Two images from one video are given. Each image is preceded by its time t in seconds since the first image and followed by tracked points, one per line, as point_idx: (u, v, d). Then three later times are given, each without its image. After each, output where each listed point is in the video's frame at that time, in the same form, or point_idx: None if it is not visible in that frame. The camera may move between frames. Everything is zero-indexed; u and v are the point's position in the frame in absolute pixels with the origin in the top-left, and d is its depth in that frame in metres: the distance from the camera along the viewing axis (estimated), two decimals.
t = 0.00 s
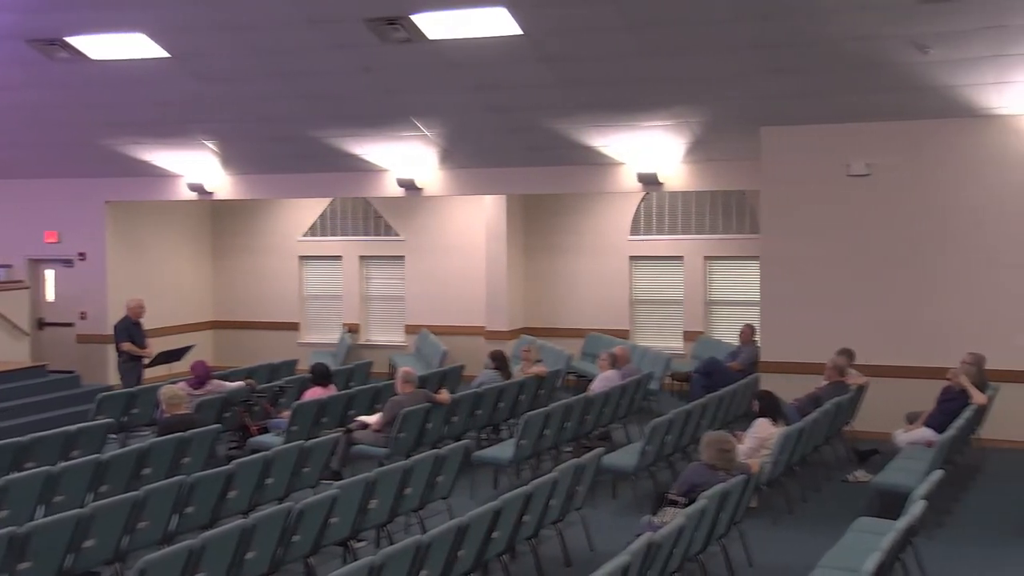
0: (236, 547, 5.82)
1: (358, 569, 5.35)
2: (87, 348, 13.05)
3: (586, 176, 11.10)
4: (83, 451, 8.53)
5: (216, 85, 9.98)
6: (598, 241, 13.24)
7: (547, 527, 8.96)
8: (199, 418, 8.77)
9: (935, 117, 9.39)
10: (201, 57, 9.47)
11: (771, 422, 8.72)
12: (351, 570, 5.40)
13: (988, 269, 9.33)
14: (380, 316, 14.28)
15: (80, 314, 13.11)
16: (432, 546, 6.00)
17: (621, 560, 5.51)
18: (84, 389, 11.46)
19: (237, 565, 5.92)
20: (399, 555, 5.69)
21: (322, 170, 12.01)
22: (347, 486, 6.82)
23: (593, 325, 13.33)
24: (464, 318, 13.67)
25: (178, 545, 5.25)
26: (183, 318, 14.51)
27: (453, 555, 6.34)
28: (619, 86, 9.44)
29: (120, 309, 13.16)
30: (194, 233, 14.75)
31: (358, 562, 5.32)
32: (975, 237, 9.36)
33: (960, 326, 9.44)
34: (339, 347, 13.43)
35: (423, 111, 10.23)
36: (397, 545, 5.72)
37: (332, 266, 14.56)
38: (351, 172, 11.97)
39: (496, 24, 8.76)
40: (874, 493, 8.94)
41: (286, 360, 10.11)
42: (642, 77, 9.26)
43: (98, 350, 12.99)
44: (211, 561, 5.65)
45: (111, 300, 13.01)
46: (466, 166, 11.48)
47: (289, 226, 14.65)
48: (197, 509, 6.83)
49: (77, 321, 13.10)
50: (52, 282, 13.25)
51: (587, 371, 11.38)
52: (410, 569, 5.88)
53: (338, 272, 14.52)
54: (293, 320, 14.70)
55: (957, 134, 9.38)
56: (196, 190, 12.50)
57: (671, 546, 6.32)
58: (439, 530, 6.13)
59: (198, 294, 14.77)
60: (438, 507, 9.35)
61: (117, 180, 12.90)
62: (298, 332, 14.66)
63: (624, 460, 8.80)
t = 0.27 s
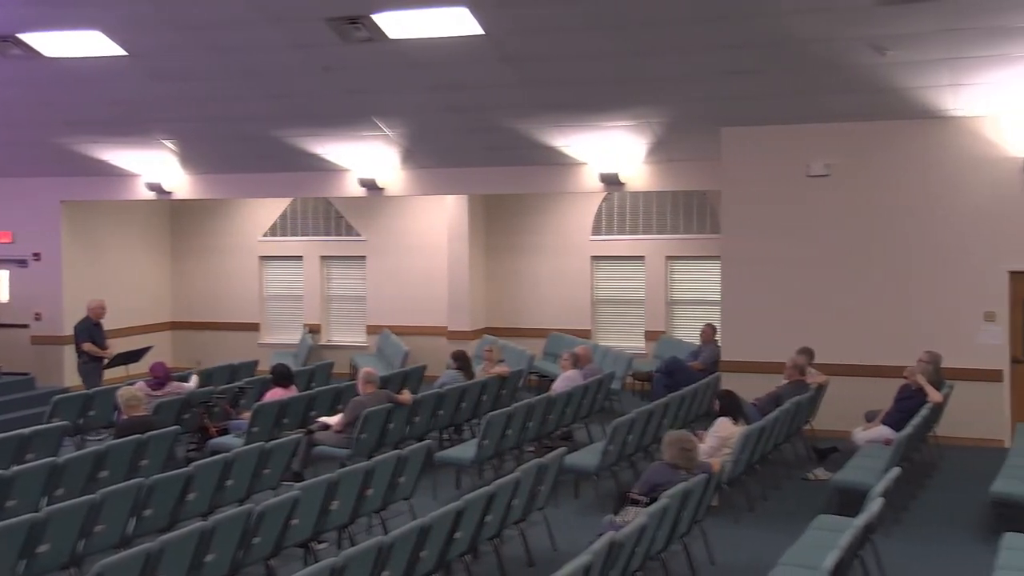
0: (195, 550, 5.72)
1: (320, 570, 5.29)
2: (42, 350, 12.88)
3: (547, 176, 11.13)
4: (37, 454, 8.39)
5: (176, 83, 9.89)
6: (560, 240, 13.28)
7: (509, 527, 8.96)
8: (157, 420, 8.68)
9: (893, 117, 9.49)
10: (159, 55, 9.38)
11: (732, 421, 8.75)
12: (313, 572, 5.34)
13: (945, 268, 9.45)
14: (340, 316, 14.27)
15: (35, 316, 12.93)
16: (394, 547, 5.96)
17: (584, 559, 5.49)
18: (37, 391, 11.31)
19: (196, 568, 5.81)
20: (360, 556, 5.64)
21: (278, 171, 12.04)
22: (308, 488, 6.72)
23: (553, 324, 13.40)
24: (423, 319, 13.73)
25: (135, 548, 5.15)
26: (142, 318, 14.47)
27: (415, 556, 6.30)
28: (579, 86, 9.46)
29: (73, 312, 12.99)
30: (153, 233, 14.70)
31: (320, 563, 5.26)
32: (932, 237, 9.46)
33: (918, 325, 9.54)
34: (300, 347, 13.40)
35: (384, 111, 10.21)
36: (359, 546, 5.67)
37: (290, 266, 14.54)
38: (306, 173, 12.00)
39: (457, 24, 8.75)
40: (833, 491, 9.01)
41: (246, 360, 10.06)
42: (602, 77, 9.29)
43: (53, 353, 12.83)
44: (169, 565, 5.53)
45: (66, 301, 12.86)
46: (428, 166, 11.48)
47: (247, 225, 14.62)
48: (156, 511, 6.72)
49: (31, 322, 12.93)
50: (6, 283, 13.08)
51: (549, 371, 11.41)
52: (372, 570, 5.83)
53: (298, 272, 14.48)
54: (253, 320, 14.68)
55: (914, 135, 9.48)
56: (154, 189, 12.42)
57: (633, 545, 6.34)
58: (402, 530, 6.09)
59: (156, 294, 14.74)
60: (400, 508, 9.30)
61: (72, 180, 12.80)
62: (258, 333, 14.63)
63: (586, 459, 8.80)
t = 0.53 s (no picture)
0: (153, 553, 5.60)
1: (281, 571, 5.22)
2: None
3: (508, 176, 11.15)
4: None
5: (136, 81, 9.79)
6: (522, 240, 13.34)
7: (472, 527, 8.94)
8: (114, 422, 8.58)
9: (851, 119, 9.58)
10: (117, 53, 9.29)
11: (693, 421, 8.78)
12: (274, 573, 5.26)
13: (903, 268, 9.54)
14: (301, 317, 14.24)
15: None
16: (356, 548, 5.90)
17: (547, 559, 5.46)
18: None
19: (154, 572, 5.68)
20: (322, 556, 5.57)
21: (238, 170, 11.99)
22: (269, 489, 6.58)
23: (515, 324, 13.45)
24: (385, 319, 13.73)
25: (92, 551, 5.03)
26: (101, 320, 14.39)
27: (377, 557, 6.24)
28: (541, 86, 9.47)
29: (27, 312, 12.82)
30: (111, 234, 14.59)
31: (282, 564, 5.19)
32: (890, 237, 9.56)
33: (876, 324, 9.63)
34: (260, 348, 13.34)
35: (345, 111, 10.19)
36: (321, 547, 5.61)
37: (250, 266, 14.51)
38: (268, 173, 11.95)
39: (419, 23, 8.72)
40: (794, 489, 9.07)
41: (206, 362, 9.99)
42: (564, 77, 9.30)
43: (7, 354, 12.67)
44: (127, 569, 5.40)
45: (20, 303, 12.70)
46: (389, 166, 11.47)
47: (208, 224, 14.58)
48: (113, 515, 6.59)
49: None
50: None
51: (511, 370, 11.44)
52: (334, 570, 5.77)
53: (259, 272, 14.45)
54: (213, 321, 14.65)
55: (872, 136, 9.58)
56: (112, 188, 12.34)
57: (595, 545, 6.35)
58: (364, 531, 6.03)
59: (116, 294, 14.64)
60: (362, 509, 9.24)
61: (26, 180, 12.68)
62: (218, 334, 14.61)
63: (548, 459, 8.80)
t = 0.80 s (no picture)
0: (109, 557, 5.44)
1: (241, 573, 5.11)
2: None
3: (469, 176, 11.15)
4: None
5: (95, 79, 9.68)
6: (484, 240, 13.37)
7: (434, 528, 8.91)
8: (71, 424, 8.46)
9: (810, 120, 9.66)
10: (73, 50, 9.18)
11: (656, 420, 8.80)
12: None
13: (861, 268, 9.63)
14: (262, 317, 14.15)
15: None
16: (317, 550, 5.81)
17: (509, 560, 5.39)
18: None
19: None
20: (283, 558, 5.48)
21: (199, 169, 11.90)
22: (229, 491, 6.42)
23: (476, 324, 13.48)
24: (348, 320, 13.68)
25: (46, 556, 4.89)
26: (56, 322, 14.27)
27: (338, 558, 6.15)
28: (502, 86, 9.47)
29: None
30: (66, 235, 14.47)
31: (243, 566, 5.08)
32: (848, 237, 9.64)
33: (836, 323, 9.71)
34: (220, 349, 13.28)
35: (306, 110, 10.15)
36: (281, 549, 5.51)
37: (209, 266, 14.41)
38: (229, 173, 11.87)
39: (380, 22, 8.68)
40: (754, 488, 9.12)
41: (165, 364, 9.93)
42: (525, 78, 9.31)
43: None
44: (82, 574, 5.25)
45: None
46: (351, 166, 11.43)
47: (167, 224, 14.50)
48: (68, 519, 6.45)
49: None
50: None
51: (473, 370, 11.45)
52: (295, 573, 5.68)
53: (219, 271, 14.36)
54: (172, 322, 14.55)
55: (831, 137, 9.66)
56: (68, 187, 12.26)
57: (557, 545, 6.34)
58: (325, 532, 5.94)
59: (71, 296, 14.55)
60: (324, 510, 9.16)
61: None
62: (178, 334, 14.52)
63: (511, 459, 8.79)
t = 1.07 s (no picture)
0: (70, 561, 5.30)
1: None
2: None
3: (434, 176, 11.14)
4: None
5: (57, 77, 9.58)
6: (451, 240, 13.39)
7: (400, 529, 8.87)
8: (30, 427, 8.35)
9: (773, 120, 9.72)
10: (33, 48, 9.07)
11: (622, 420, 8.80)
12: None
13: (825, 268, 9.70)
14: (226, 318, 14.10)
15: None
16: (283, 552, 5.71)
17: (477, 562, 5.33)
18: None
19: None
20: (248, 561, 5.39)
21: (162, 169, 11.82)
22: (193, 493, 6.30)
23: (443, 324, 13.50)
24: (314, 320, 13.63)
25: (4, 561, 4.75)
26: (16, 323, 14.12)
27: (304, 560, 6.05)
28: (468, 86, 9.46)
29: None
30: (26, 235, 14.31)
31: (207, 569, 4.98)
32: (812, 237, 9.71)
33: (800, 323, 9.78)
34: (184, 350, 13.23)
35: (270, 110, 10.11)
36: (246, 551, 5.42)
37: (173, 267, 14.33)
38: (193, 173, 11.80)
39: (345, 22, 8.64)
40: (719, 486, 9.16)
41: (129, 366, 9.89)
42: (491, 78, 9.31)
43: None
44: None
45: None
46: (316, 166, 11.39)
47: (130, 224, 14.39)
48: (27, 523, 6.32)
49: None
50: None
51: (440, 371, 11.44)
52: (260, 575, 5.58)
53: (183, 272, 14.28)
54: (134, 322, 14.43)
55: (794, 138, 9.73)
56: (27, 187, 12.19)
57: (523, 545, 6.32)
58: (291, 534, 5.85)
59: (31, 296, 14.42)
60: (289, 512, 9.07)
61: None
62: (141, 335, 14.41)
63: (477, 460, 8.77)
